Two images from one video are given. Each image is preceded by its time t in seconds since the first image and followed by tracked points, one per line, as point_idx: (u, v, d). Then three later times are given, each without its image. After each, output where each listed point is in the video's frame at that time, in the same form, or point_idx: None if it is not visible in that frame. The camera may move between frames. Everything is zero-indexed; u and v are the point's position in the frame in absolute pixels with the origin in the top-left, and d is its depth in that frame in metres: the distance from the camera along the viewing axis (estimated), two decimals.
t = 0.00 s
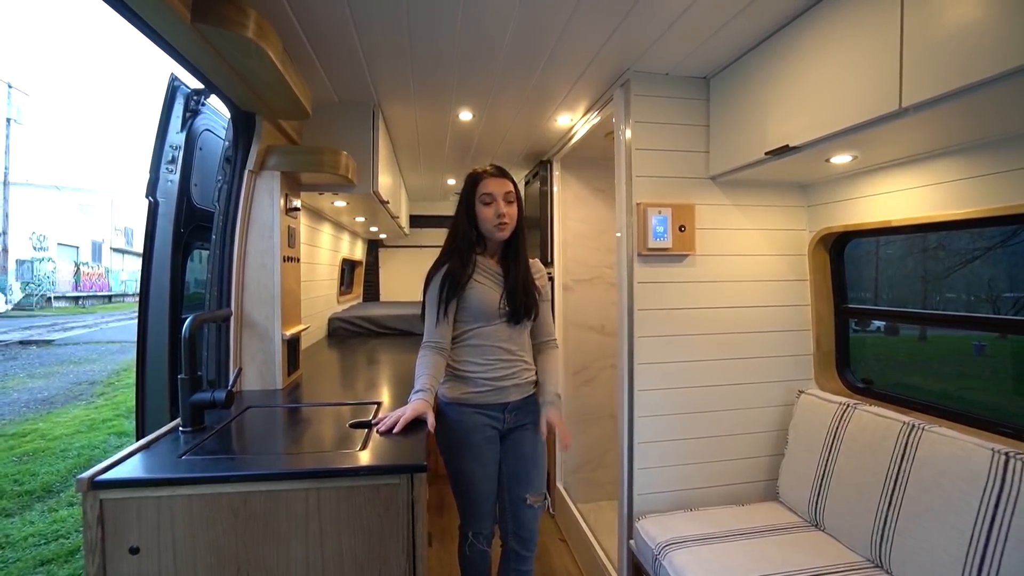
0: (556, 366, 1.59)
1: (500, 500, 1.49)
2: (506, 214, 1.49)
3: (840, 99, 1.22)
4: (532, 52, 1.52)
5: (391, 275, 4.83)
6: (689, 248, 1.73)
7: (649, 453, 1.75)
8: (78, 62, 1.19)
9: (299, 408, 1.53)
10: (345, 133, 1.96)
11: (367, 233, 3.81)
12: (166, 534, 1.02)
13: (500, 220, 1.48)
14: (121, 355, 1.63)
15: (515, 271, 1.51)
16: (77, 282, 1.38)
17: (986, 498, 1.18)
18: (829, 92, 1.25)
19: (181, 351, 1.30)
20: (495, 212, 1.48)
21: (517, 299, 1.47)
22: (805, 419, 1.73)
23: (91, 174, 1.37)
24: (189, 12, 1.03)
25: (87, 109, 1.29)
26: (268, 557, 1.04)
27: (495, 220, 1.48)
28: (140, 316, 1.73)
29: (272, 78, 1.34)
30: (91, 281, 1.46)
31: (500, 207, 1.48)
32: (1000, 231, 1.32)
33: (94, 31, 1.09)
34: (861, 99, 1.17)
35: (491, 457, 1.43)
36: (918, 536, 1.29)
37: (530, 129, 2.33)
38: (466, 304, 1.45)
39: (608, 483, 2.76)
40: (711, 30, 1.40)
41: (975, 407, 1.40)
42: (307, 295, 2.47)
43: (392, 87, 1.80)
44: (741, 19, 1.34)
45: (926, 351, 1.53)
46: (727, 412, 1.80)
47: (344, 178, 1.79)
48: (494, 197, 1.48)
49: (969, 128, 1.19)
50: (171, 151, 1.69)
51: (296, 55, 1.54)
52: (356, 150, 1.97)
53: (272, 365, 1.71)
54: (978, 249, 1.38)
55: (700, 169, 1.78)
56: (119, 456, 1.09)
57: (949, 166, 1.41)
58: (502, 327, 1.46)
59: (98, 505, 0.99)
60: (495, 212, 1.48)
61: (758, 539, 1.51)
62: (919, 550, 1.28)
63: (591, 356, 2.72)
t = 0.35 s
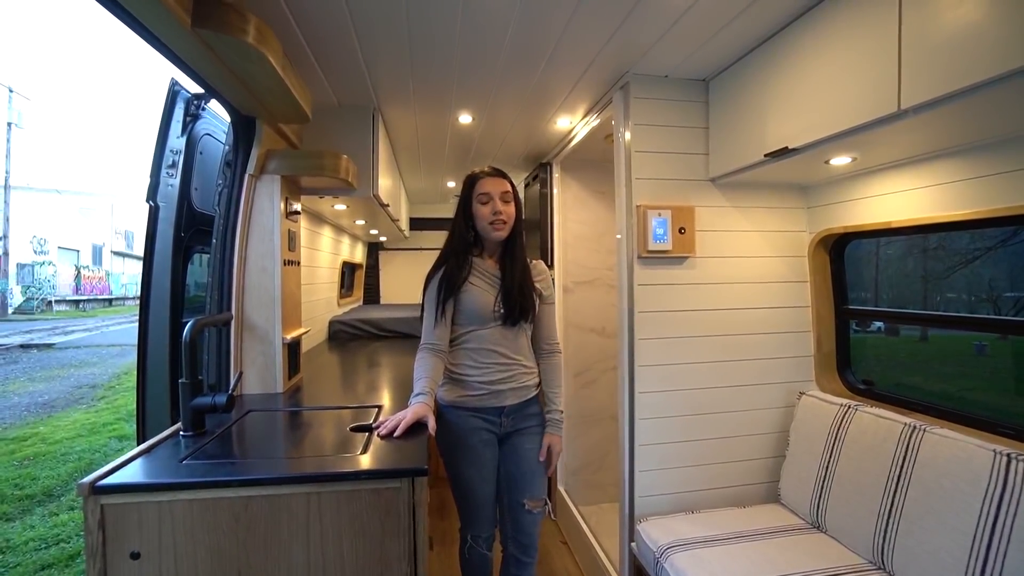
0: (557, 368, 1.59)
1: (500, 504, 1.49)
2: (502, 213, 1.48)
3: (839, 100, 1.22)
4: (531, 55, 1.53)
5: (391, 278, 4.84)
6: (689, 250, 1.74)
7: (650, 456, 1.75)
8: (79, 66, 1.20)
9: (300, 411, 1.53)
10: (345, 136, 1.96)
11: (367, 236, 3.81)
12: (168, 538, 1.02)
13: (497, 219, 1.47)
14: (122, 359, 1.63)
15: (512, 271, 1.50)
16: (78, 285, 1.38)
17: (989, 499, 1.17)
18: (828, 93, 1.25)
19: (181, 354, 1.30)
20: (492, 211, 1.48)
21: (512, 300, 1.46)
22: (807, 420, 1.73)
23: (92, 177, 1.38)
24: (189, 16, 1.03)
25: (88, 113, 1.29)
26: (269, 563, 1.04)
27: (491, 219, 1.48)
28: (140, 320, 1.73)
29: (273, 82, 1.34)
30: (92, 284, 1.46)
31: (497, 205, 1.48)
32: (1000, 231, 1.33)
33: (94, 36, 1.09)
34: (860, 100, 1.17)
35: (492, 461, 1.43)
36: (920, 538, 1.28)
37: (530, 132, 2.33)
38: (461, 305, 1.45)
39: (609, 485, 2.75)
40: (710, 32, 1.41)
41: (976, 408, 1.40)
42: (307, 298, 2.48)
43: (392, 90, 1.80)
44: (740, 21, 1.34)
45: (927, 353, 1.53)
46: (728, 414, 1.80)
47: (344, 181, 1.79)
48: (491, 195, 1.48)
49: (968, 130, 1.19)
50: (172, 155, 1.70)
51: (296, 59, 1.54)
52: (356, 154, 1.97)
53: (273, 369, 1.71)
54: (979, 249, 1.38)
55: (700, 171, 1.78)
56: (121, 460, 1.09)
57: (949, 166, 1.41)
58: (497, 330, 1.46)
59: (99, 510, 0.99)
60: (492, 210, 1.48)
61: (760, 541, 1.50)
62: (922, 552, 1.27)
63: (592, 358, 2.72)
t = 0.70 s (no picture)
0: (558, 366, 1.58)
1: (503, 501, 1.49)
2: (502, 209, 1.48)
3: (845, 98, 1.21)
4: (534, 51, 1.51)
5: (393, 274, 4.84)
6: (691, 249, 1.73)
7: (651, 454, 1.75)
8: (81, 62, 1.19)
9: (302, 408, 1.53)
10: (346, 133, 1.96)
11: (368, 232, 3.81)
12: (169, 535, 1.02)
13: (496, 215, 1.47)
14: (124, 354, 1.64)
15: (514, 268, 1.49)
16: (79, 281, 1.38)
17: (992, 501, 1.17)
18: (834, 91, 1.24)
19: (182, 351, 1.30)
20: (491, 207, 1.47)
21: (515, 297, 1.45)
22: (809, 420, 1.73)
23: (93, 173, 1.37)
24: (189, 11, 1.02)
25: (89, 109, 1.28)
26: (270, 560, 1.04)
27: (491, 215, 1.47)
28: (142, 317, 1.72)
29: (274, 78, 1.33)
30: (94, 280, 1.46)
31: (496, 201, 1.47)
32: (1003, 231, 1.32)
33: (96, 31, 1.09)
34: (865, 99, 1.16)
35: (492, 460, 1.43)
36: (922, 539, 1.28)
37: (533, 129, 2.32)
38: (464, 303, 1.44)
39: (610, 483, 2.76)
40: (714, 29, 1.40)
41: (979, 409, 1.40)
42: (308, 295, 2.48)
43: (394, 86, 1.79)
44: (745, 18, 1.33)
45: (930, 352, 1.52)
46: (729, 413, 1.80)
47: (345, 178, 1.78)
48: (489, 192, 1.48)
49: (974, 129, 1.18)
50: (172, 151, 1.69)
51: (298, 54, 1.53)
52: (358, 150, 1.96)
53: (274, 366, 1.71)
54: (982, 249, 1.37)
55: (704, 169, 1.77)
56: (121, 457, 1.09)
57: (954, 165, 1.40)
58: (501, 327, 1.45)
59: (100, 507, 0.99)
60: (491, 206, 1.48)
61: (761, 541, 1.50)
62: (923, 552, 1.27)
63: (593, 356, 2.71)
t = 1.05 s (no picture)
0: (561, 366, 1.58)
1: (506, 502, 1.49)
2: (503, 209, 1.48)
3: (848, 97, 1.21)
4: (536, 51, 1.52)
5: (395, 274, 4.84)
6: (694, 249, 1.72)
7: (654, 454, 1.75)
8: (85, 63, 1.20)
9: (305, 408, 1.53)
10: (349, 133, 1.96)
11: (371, 233, 3.82)
12: (173, 533, 1.02)
13: (498, 216, 1.47)
14: (128, 354, 1.65)
15: (517, 268, 1.49)
16: (84, 281, 1.39)
17: (996, 500, 1.17)
18: (837, 90, 1.24)
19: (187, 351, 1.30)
20: (492, 208, 1.48)
21: (517, 296, 1.45)
22: (812, 419, 1.72)
23: (97, 174, 1.38)
24: (194, 13, 1.03)
25: (93, 110, 1.29)
26: (274, 558, 1.04)
27: (493, 216, 1.48)
28: (146, 317, 1.74)
29: (276, 78, 1.34)
30: (98, 280, 1.47)
31: (497, 202, 1.48)
32: (1009, 229, 1.31)
33: (99, 32, 1.09)
34: (868, 97, 1.16)
35: (495, 460, 1.43)
36: (926, 538, 1.28)
37: (535, 129, 2.32)
38: (467, 303, 1.44)
39: (613, 483, 2.75)
40: (716, 28, 1.39)
41: (983, 408, 1.39)
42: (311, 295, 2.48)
43: (397, 87, 1.80)
44: (747, 17, 1.33)
45: (934, 352, 1.52)
46: (732, 413, 1.79)
47: (348, 178, 1.79)
48: (490, 193, 1.48)
49: (977, 127, 1.18)
50: (176, 152, 1.70)
51: (301, 55, 1.53)
52: (361, 150, 1.97)
53: (277, 366, 1.72)
54: (987, 247, 1.36)
55: (706, 169, 1.77)
56: (125, 457, 1.09)
57: (958, 164, 1.39)
58: (504, 327, 1.44)
59: (105, 506, 0.99)
60: (492, 207, 1.48)
61: (764, 540, 1.50)
62: (927, 552, 1.27)
63: (596, 356, 2.71)
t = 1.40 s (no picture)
0: (563, 366, 1.58)
1: (505, 502, 1.50)
2: (508, 211, 1.48)
3: (850, 98, 1.21)
4: (538, 52, 1.52)
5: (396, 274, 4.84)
6: (695, 250, 1.72)
7: (654, 455, 1.75)
8: (87, 62, 1.20)
9: (305, 407, 1.53)
10: (351, 132, 1.96)
11: (372, 232, 3.82)
12: (174, 531, 1.03)
13: (502, 217, 1.47)
14: (129, 353, 1.65)
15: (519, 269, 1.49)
16: (85, 279, 1.39)
17: (997, 502, 1.16)
18: (839, 91, 1.24)
19: (188, 350, 1.31)
20: (497, 210, 1.48)
21: (519, 296, 1.45)
22: (813, 422, 1.72)
23: (98, 172, 1.38)
24: (198, 12, 1.03)
25: (95, 109, 1.29)
26: (275, 556, 1.04)
27: (497, 218, 1.48)
28: (147, 316, 1.73)
29: (278, 77, 1.34)
30: (99, 279, 1.47)
31: (502, 204, 1.48)
32: (1011, 231, 1.31)
33: (101, 29, 1.09)
34: (870, 99, 1.15)
35: (495, 460, 1.43)
36: (927, 540, 1.28)
37: (537, 129, 2.32)
38: (468, 301, 1.44)
39: (613, 483, 2.75)
40: (719, 29, 1.39)
41: (985, 411, 1.39)
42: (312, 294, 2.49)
43: (398, 86, 1.80)
44: (750, 18, 1.33)
45: (935, 354, 1.52)
46: (733, 414, 1.79)
47: (350, 177, 1.79)
48: (495, 195, 1.48)
49: (980, 129, 1.17)
50: (179, 151, 1.70)
51: (302, 54, 1.53)
52: (362, 150, 1.97)
53: (278, 365, 1.72)
54: (989, 250, 1.36)
55: (708, 170, 1.76)
56: (126, 455, 1.09)
57: (961, 166, 1.39)
58: (503, 326, 1.44)
59: (106, 504, 1.00)
60: (497, 209, 1.48)
61: (765, 542, 1.50)
62: (928, 554, 1.26)
63: (597, 356, 2.71)
